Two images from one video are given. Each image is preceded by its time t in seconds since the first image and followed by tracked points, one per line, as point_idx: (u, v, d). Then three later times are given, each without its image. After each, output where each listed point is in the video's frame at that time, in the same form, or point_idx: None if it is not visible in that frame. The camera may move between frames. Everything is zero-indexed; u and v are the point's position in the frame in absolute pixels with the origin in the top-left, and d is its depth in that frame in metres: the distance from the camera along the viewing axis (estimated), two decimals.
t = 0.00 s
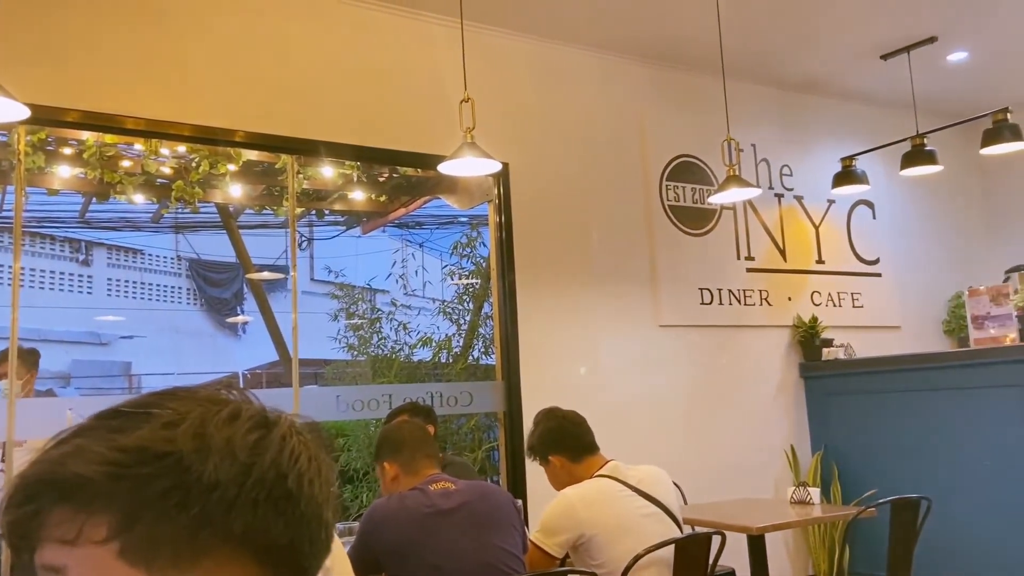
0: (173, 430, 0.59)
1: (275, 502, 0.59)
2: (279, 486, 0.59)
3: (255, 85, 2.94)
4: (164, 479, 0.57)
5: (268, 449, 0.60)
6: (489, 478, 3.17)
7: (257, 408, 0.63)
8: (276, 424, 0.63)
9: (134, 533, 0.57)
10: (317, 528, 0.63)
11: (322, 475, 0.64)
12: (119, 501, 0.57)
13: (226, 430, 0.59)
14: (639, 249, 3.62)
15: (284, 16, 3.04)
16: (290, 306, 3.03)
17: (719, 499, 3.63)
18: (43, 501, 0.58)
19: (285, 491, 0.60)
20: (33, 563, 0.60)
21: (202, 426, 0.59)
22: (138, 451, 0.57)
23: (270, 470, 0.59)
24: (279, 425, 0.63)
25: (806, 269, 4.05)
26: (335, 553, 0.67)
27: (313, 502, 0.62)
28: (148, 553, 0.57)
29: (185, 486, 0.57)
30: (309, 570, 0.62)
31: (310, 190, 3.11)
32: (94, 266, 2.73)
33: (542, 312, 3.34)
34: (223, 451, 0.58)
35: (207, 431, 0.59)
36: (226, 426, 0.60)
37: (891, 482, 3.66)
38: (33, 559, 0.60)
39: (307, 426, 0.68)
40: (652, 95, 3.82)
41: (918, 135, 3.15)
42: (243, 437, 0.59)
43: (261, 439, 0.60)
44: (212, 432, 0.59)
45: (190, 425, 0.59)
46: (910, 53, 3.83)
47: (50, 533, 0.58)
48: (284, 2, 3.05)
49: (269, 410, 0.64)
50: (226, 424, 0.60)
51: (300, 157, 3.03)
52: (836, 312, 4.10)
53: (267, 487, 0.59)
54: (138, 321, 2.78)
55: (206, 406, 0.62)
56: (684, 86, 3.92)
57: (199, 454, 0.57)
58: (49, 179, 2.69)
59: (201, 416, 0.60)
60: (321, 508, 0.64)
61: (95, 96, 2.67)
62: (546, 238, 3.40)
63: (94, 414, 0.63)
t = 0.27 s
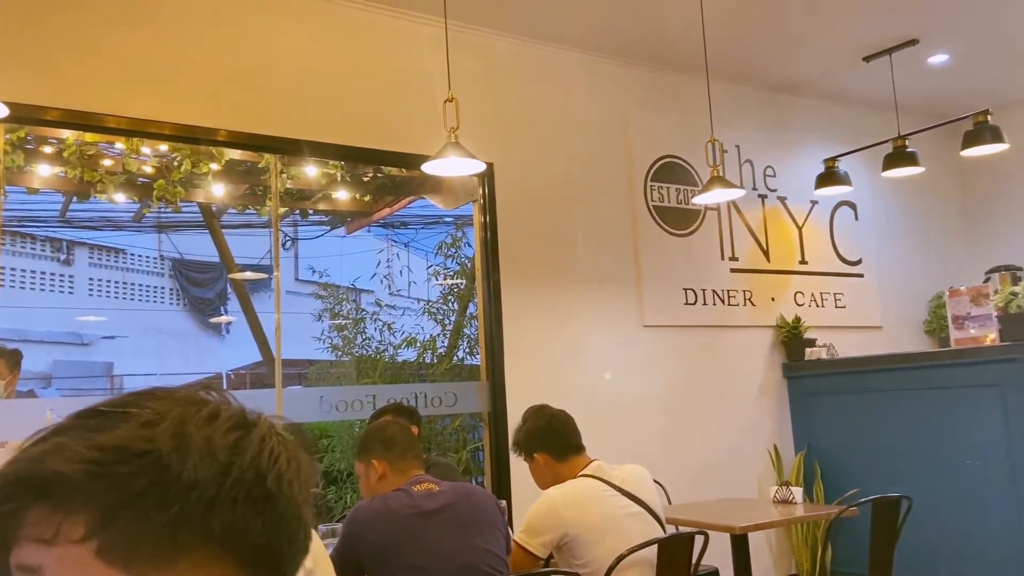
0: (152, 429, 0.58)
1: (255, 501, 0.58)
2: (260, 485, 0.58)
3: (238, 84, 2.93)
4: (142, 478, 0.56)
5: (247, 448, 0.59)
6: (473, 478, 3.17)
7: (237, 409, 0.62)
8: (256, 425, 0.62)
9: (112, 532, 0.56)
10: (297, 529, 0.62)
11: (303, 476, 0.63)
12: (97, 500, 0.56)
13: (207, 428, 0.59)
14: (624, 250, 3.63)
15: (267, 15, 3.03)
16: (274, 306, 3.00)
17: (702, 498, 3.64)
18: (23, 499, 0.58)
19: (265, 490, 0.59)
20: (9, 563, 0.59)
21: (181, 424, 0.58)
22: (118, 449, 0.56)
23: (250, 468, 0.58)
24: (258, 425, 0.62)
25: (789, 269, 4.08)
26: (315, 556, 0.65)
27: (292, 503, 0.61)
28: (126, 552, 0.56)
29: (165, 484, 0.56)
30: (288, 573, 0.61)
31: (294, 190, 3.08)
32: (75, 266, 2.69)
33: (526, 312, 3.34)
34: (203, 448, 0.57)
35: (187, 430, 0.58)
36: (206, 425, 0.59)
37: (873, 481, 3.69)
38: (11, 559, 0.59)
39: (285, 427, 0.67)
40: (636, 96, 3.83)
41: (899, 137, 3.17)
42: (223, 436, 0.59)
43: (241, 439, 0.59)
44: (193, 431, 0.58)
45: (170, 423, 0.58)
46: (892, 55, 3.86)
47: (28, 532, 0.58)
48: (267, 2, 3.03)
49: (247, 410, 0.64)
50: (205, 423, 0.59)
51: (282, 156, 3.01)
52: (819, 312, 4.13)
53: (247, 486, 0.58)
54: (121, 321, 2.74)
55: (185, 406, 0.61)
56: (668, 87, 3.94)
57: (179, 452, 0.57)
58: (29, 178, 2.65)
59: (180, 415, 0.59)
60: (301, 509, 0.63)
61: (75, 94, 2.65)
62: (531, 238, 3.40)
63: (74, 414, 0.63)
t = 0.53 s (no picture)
0: (124, 429, 0.56)
1: (229, 502, 0.58)
2: (233, 486, 0.58)
3: (220, 83, 2.91)
4: (116, 479, 0.54)
5: (221, 449, 0.59)
6: (457, 478, 3.16)
7: (210, 409, 0.62)
8: (230, 425, 0.62)
9: (83, 533, 0.54)
10: (271, 528, 0.62)
11: (277, 477, 0.64)
12: (68, 502, 0.54)
13: (181, 429, 0.58)
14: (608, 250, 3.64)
15: (249, 13, 3.01)
16: (256, 306, 2.98)
17: (686, 498, 3.65)
18: None
19: (239, 491, 0.59)
20: None
21: (155, 425, 0.57)
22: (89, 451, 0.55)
23: (223, 470, 0.58)
24: (231, 426, 0.61)
25: (772, 269, 4.10)
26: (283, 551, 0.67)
27: (266, 502, 0.61)
28: (98, 554, 0.55)
29: (138, 486, 0.55)
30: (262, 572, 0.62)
31: (276, 189, 3.08)
32: (56, 264, 2.68)
33: (510, 311, 3.34)
34: (177, 449, 0.57)
35: (161, 430, 0.57)
36: (180, 425, 0.58)
37: (855, 480, 3.71)
38: None
39: (256, 428, 0.67)
40: (621, 96, 3.84)
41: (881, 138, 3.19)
42: (198, 437, 0.58)
43: (216, 439, 0.59)
44: (166, 431, 0.57)
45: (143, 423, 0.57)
46: (874, 56, 3.88)
47: None
48: None
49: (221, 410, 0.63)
50: (179, 424, 0.58)
51: (265, 155, 2.99)
52: (801, 312, 4.15)
53: (220, 487, 0.58)
54: (102, 320, 2.71)
55: (157, 405, 0.60)
56: (653, 88, 3.94)
57: (152, 452, 0.56)
58: (9, 176, 2.63)
59: (153, 414, 0.58)
60: (274, 508, 0.63)
61: (55, 92, 2.62)
62: (515, 238, 3.40)
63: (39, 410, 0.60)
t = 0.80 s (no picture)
0: (107, 430, 0.56)
1: (215, 503, 0.57)
2: (220, 486, 0.58)
3: (202, 81, 2.89)
4: (101, 481, 0.54)
5: (206, 449, 0.58)
6: (441, 478, 3.15)
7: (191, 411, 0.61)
8: (210, 426, 0.61)
9: (67, 537, 0.54)
10: (253, 529, 0.61)
11: (258, 478, 0.63)
12: (51, 505, 0.54)
13: (166, 429, 0.57)
14: (592, 250, 3.64)
15: (231, 11, 2.98)
16: (239, 306, 2.91)
17: (670, 497, 3.66)
18: None
19: (225, 491, 0.58)
20: None
21: (139, 426, 0.57)
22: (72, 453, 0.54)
23: (210, 470, 0.57)
24: (213, 427, 0.61)
25: (756, 269, 4.11)
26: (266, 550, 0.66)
27: (249, 502, 0.61)
28: (83, 559, 0.54)
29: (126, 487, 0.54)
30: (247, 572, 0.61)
31: (260, 188, 3.01)
32: (37, 263, 2.57)
33: (494, 311, 3.34)
34: (164, 449, 0.56)
35: (148, 431, 0.57)
36: (165, 426, 0.58)
37: (838, 479, 3.73)
38: None
39: (238, 429, 0.66)
40: (606, 97, 3.84)
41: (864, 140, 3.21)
42: (182, 438, 0.57)
43: (199, 440, 0.58)
44: (151, 432, 0.57)
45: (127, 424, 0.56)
46: (857, 58, 3.91)
47: None
48: None
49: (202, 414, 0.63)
50: (163, 425, 0.58)
51: (248, 153, 2.96)
52: (785, 312, 4.17)
53: (207, 487, 0.57)
54: (84, 320, 2.62)
55: (139, 406, 0.59)
56: (638, 89, 3.95)
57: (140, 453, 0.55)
58: None
59: (138, 415, 0.57)
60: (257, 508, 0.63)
61: (34, 89, 2.60)
62: (500, 238, 3.40)
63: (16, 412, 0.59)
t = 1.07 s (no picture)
0: (73, 424, 0.59)
1: (177, 489, 0.63)
2: (181, 474, 0.63)
3: (185, 78, 2.87)
4: (73, 471, 0.58)
5: (167, 440, 0.63)
6: (426, 478, 3.15)
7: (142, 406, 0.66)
8: (164, 419, 0.66)
9: (39, 528, 0.57)
10: (206, 516, 0.66)
11: (210, 467, 0.69)
12: (24, 498, 0.57)
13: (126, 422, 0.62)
14: (578, 249, 3.64)
15: (214, 7, 2.96)
16: (222, 305, 2.89)
17: (654, 496, 3.67)
18: None
19: (185, 478, 0.63)
20: None
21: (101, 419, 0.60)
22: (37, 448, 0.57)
23: (172, 458, 0.63)
24: (167, 420, 0.66)
25: (739, 269, 4.13)
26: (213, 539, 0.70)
27: (203, 490, 0.66)
28: (57, 548, 0.58)
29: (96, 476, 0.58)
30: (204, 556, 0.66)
31: (244, 186, 2.99)
32: (17, 261, 2.53)
33: (479, 310, 3.34)
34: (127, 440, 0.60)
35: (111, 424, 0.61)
36: (125, 419, 0.62)
37: (820, 478, 3.76)
38: None
39: (192, 422, 0.71)
40: (591, 97, 3.85)
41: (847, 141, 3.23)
42: (142, 430, 0.62)
43: (158, 433, 0.63)
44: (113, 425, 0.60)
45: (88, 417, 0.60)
46: (841, 59, 3.93)
47: None
48: None
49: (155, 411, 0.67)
50: (123, 417, 0.62)
51: (231, 151, 2.95)
52: (768, 311, 4.19)
53: (170, 475, 0.62)
54: (66, 319, 2.58)
55: (98, 403, 0.63)
56: (624, 88, 3.96)
57: (105, 444, 0.59)
58: None
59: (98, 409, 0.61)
60: (209, 496, 0.68)
61: (14, 84, 2.57)
62: (485, 237, 3.40)
63: None
